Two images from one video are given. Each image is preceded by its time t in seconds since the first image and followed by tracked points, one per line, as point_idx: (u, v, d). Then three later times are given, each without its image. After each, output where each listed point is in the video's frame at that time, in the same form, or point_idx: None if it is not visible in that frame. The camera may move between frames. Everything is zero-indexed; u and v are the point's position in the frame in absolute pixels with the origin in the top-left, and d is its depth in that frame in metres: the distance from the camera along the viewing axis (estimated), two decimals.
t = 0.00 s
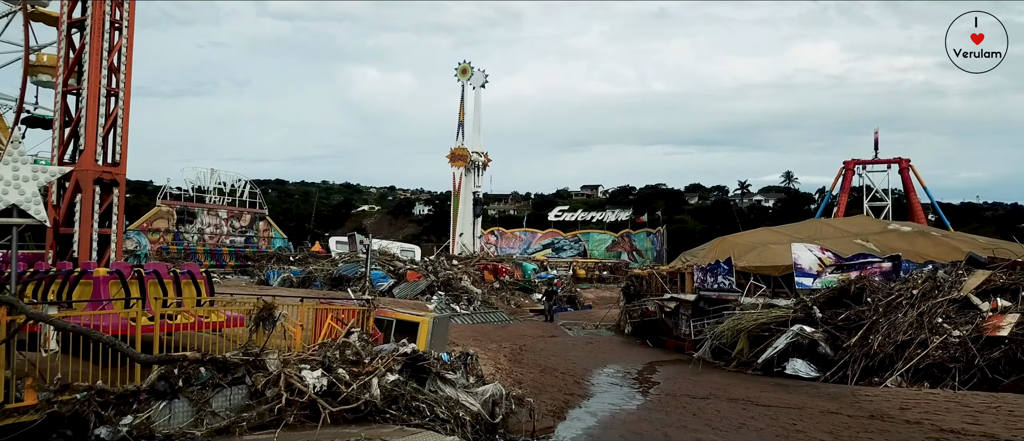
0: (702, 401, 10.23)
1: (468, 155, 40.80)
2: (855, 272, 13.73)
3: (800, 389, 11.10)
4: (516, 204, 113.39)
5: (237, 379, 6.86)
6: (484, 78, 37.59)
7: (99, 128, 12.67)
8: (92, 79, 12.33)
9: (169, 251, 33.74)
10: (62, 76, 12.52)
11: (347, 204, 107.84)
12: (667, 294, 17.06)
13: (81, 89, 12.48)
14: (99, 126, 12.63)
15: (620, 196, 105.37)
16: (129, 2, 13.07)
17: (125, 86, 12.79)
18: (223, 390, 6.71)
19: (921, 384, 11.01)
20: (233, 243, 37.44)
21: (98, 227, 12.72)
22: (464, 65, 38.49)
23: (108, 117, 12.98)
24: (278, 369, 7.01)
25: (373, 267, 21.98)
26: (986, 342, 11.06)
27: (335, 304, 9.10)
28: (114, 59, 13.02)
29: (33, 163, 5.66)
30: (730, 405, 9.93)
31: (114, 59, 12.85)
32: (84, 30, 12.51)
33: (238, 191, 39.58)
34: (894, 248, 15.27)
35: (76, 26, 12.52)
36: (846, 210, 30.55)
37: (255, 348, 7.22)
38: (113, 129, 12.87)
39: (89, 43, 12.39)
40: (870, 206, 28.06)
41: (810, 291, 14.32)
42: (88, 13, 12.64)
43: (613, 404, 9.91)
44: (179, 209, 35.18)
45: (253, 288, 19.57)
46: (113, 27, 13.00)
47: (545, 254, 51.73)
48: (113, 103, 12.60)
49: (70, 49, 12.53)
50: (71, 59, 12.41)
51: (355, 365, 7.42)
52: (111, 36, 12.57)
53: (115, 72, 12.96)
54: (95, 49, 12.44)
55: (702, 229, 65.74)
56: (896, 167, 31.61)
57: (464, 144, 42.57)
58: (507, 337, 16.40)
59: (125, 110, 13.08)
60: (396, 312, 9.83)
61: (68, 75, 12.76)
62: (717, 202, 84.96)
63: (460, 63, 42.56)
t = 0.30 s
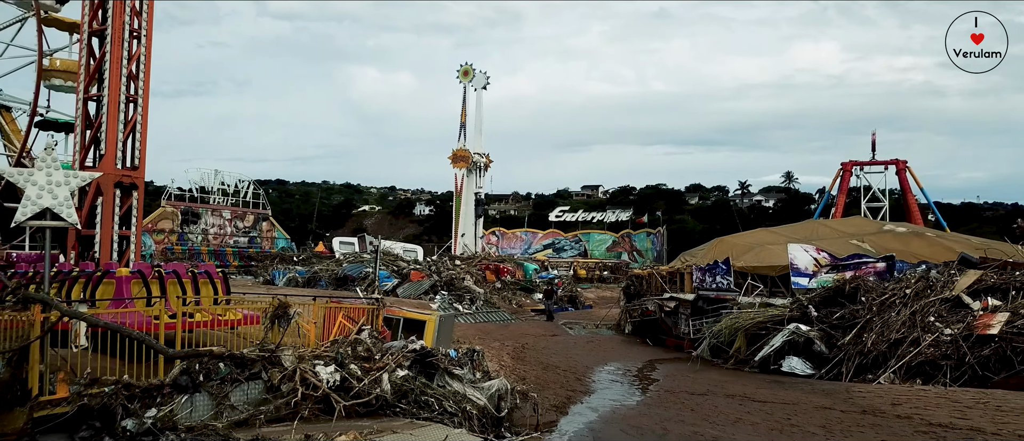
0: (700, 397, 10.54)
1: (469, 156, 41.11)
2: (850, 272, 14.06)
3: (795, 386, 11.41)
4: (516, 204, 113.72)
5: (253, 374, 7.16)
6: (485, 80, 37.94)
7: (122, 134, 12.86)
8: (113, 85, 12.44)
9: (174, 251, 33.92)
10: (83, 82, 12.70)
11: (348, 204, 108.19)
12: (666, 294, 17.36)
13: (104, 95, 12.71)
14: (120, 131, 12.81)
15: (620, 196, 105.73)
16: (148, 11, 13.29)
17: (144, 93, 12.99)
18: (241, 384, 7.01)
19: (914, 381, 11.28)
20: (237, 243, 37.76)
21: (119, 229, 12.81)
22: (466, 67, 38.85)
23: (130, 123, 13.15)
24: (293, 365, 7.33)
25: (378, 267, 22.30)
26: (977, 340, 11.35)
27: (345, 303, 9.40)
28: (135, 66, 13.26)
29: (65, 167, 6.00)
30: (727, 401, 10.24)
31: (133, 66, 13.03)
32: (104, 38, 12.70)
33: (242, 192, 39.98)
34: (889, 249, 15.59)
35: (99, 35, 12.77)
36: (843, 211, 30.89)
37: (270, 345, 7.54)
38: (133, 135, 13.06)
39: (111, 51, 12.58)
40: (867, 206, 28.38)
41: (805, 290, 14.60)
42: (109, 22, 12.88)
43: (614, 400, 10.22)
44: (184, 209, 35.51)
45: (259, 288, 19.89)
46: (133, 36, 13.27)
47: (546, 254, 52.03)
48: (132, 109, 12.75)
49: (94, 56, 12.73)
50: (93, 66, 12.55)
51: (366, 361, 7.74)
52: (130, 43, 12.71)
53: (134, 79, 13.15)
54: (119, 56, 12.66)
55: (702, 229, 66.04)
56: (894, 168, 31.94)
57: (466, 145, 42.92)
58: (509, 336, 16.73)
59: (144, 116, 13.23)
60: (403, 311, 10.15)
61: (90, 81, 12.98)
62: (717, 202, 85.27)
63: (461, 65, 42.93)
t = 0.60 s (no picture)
0: (698, 392, 10.90)
1: (471, 157, 41.47)
2: (844, 271, 14.44)
3: (790, 382, 11.78)
4: (516, 205, 114.07)
5: (270, 369, 7.49)
6: (486, 82, 38.27)
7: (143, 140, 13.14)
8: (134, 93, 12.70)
9: (178, 251, 33.61)
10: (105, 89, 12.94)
11: (349, 204, 108.51)
12: (665, 293, 17.73)
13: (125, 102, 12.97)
14: (140, 137, 13.06)
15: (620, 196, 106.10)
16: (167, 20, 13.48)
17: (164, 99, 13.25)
18: (259, 378, 7.35)
19: (905, 377, 11.62)
20: (240, 243, 38.06)
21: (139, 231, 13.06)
22: (467, 69, 39.20)
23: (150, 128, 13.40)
24: (309, 360, 7.69)
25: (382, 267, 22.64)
26: (965, 338, 11.71)
27: (356, 301, 9.76)
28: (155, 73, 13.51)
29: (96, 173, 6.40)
30: (724, 396, 10.60)
31: (153, 75, 13.29)
32: (126, 47, 12.98)
33: (245, 192, 40.39)
34: (883, 249, 15.96)
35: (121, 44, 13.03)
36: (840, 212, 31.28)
37: (287, 341, 7.89)
38: (152, 141, 13.30)
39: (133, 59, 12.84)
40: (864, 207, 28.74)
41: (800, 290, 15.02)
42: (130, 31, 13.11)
43: (614, 395, 10.59)
44: (188, 210, 35.99)
45: (265, 287, 20.24)
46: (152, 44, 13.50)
47: (546, 254, 52.34)
48: (152, 116, 13.02)
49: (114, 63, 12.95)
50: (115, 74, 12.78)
51: (378, 356, 8.11)
52: (150, 52, 12.97)
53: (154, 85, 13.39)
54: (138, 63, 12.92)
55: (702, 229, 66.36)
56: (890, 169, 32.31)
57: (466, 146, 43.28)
58: (512, 334, 17.11)
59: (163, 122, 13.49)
60: (411, 309, 10.52)
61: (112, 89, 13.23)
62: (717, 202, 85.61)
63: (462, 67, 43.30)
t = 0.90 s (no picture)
0: (696, 389, 11.22)
1: (473, 158, 41.79)
2: (839, 271, 14.77)
3: (785, 379, 12.10)
4: (516, 204, 114.37)
5: (284, 365, 7.77)
6: (488, 83, 38.56)
7: (160, 143, 13.44)
8: (151, 99, 13.04)
9: (182, 251, 34.12)
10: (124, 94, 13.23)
11: (350, 204, 108.84)
12: (665, 292, 18.06)
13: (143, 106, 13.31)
14: (157, 142, 13.43)
15: (620, 197, 106.44)
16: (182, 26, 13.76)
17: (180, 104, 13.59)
18: (274, 373, 7.64)
19: (897, 374, 11.92)
20: (244, 243, 38.38)
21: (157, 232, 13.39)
22: (469, 70, 39.49)
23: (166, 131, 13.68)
24: (322, 356, 7.99)
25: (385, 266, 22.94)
26: (957, 336, 12.01)
27: (365, 300, 10.08)
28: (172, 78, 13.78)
29: (122, 177, 6.73)
30: (721, 392, 10.92)
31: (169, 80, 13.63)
32: (144, 54, 13.32)
33: (249, 193, 41.02)
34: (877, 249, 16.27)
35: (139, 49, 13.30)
36: (838, 213, 31.60)
37: (300, 337, 8.20)
38: (169, 145, 13.67)
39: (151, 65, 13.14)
40: (861, 208, 29.07)
41: (796, 289, 15.35)
42: (147, 37, 13.38)
43: (614, 391, 10.91)
44: (192, 210, 36.24)
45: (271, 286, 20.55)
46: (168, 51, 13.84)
47: (546, 254, 52.66)
48: (169, 121, 13.37)
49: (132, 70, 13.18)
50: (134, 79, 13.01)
51: (387, 353, 8.44)
52: (167, 59, 13.36)
53: (170, 90, 13.66)
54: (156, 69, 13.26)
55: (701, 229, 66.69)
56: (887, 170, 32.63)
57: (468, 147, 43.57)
58: (514, 333, 17.43)
59: (179, 126, 13.84)
60: (417, 308, 10.84)
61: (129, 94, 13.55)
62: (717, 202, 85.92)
63: (464, 69, 43.60)
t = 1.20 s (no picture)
0: (694, 385, 11.55)
1: (474, 159, 42.15)
2: (834, 271, 15.09)
3: (781, 376, 12.41)
4: (517, 204, 114.70)
5: (298, 361, 8.08)
6: (489, 85, 38.89)
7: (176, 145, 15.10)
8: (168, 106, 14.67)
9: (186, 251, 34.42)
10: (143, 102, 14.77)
11: (351, 205, 109.13)
12: (664, 292, 18.39)
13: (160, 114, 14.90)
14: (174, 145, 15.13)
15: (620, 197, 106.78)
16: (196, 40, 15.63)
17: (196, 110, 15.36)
18: (288, 369, 7.95)
19: (890, 371, 12.24)
20: (247, 243, 38.70)
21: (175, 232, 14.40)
22: (470, 72, 39.81)
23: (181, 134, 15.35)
24: (334, 353, 8.30)
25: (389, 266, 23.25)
26: (948, 334, 12.34)
27: (372, 299, 10.40)
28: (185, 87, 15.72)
29: (146, 181, 7.03)
30: (718, 388, 11.24)
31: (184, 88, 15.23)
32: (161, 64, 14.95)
33: (252, 193, 41.39)
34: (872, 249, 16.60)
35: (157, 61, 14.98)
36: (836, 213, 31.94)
37: (312, 335, 8.52)
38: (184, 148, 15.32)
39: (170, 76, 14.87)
40: (858, 208, 29.40)
41: (792, 289, 15.51)
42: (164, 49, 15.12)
43: (614, 387, 11.25)
44: (196, 211, 36.57)
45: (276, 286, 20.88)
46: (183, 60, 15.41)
47: (547, 254, 52.98)
48: (184, 126, 15.01)
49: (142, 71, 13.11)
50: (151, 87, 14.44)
51: (396, 350, 8.77)
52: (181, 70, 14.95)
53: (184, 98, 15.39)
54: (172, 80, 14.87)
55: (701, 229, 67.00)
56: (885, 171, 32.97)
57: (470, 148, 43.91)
58: (515, 331, 17.77)
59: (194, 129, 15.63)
60: (423, 307, 11.17)
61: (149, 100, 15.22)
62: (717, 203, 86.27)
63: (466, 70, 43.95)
